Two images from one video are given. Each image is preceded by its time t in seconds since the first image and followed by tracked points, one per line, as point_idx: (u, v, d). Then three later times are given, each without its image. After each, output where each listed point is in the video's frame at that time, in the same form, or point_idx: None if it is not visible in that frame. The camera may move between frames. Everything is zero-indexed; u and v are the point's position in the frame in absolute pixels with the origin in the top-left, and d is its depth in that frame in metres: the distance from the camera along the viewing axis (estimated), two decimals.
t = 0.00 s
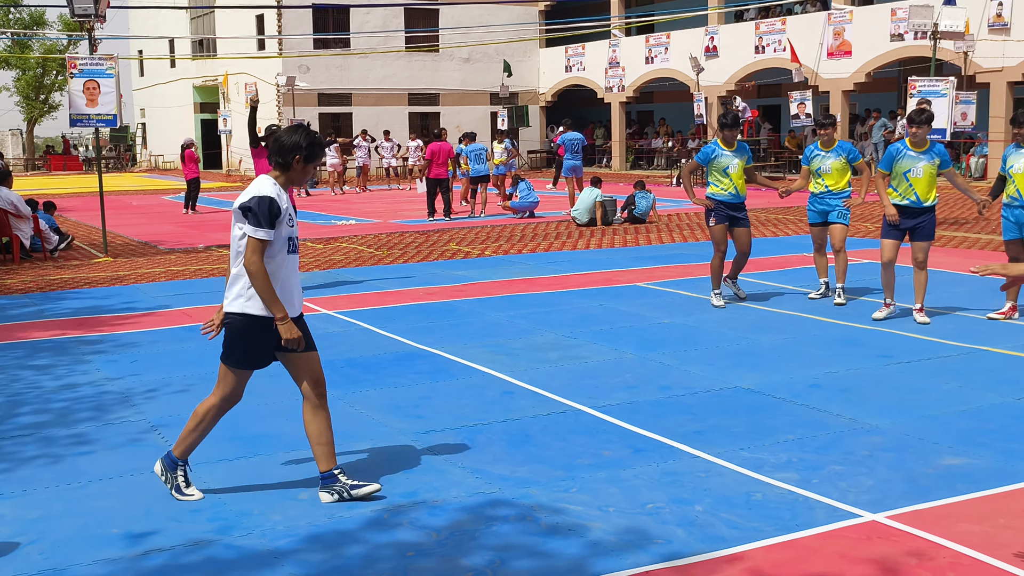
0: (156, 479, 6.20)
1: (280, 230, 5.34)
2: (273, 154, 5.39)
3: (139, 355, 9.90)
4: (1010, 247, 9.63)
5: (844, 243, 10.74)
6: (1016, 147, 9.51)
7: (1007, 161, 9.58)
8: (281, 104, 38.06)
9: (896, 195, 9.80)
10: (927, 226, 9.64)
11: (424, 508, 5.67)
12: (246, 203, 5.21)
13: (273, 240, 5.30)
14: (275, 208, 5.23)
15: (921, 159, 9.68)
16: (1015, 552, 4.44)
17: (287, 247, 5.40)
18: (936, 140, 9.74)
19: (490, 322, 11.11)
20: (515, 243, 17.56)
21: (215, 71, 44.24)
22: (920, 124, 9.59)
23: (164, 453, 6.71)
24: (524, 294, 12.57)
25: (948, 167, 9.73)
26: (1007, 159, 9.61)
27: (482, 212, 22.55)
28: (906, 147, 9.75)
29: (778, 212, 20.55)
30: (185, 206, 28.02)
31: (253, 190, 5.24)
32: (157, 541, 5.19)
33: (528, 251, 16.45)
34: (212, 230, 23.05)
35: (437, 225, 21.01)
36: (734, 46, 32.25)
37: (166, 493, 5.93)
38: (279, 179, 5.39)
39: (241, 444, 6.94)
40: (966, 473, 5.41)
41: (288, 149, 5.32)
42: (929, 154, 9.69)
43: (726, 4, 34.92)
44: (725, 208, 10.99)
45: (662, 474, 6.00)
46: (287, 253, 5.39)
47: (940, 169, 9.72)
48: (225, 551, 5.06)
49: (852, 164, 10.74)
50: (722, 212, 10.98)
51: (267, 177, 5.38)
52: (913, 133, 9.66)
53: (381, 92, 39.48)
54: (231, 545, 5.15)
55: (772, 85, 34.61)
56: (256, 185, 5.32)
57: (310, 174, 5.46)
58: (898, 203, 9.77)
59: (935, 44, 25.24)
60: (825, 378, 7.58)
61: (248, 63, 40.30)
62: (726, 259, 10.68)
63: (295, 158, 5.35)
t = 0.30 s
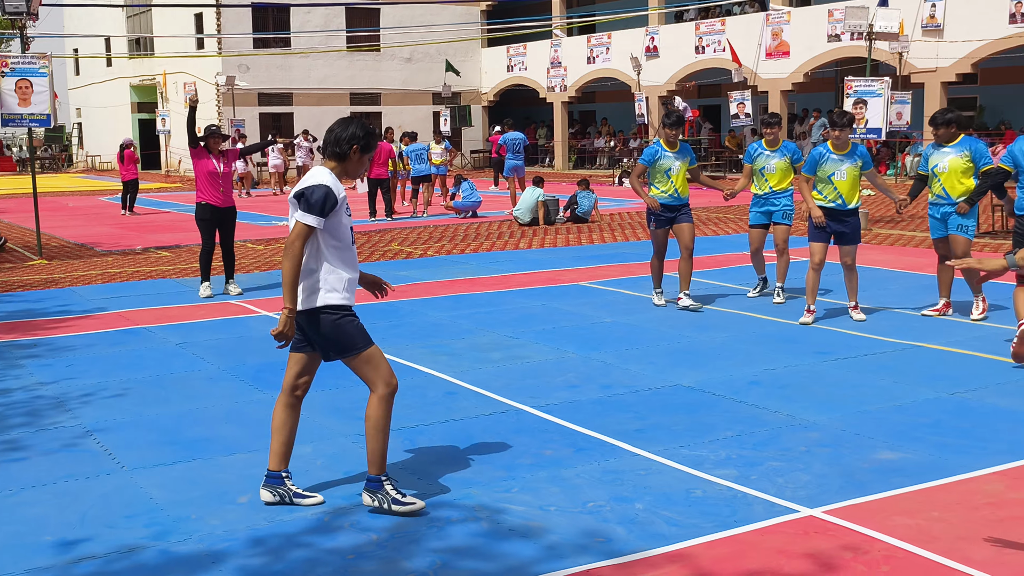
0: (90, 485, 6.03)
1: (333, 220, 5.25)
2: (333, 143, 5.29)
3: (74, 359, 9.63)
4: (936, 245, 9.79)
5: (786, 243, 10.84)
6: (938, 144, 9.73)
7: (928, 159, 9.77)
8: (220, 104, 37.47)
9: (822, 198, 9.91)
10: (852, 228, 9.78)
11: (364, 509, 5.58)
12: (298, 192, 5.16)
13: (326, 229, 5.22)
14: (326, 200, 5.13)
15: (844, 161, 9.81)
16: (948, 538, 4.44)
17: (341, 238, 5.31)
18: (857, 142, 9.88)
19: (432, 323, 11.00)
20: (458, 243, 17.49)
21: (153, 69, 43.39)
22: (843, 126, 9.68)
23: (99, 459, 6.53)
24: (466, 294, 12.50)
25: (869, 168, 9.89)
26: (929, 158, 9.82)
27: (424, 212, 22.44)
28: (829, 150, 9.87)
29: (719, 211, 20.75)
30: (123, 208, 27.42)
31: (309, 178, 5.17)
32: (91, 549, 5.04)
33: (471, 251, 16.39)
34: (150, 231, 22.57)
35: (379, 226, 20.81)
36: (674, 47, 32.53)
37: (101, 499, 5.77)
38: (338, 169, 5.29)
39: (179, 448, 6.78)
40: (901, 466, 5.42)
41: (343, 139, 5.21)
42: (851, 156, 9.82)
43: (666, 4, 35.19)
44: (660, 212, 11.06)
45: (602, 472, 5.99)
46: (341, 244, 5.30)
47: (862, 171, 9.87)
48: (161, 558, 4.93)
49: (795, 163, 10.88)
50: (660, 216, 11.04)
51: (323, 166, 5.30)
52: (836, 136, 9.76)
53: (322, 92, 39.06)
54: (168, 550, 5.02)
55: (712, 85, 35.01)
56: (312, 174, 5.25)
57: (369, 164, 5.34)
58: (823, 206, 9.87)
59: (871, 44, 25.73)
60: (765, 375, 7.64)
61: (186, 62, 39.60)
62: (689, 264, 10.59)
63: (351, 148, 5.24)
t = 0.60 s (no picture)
0: (15, 492, 5.78)
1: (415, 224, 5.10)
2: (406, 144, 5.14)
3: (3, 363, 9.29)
4: (870, 244, 9.81)
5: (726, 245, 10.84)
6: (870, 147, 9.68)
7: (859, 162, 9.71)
8: (160, 103, 36.81)
9: (752, 199, 9.89)
10: (784, 227, 9.77)
11: (300, 514, 5.43)
12: (385, 195, 4.97)
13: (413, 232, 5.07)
14: (416, 203, 4.98)
15: (773, 161, 9.84)
16: (881, 535, 4.42)
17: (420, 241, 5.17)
18: (782, 140, 9.89)
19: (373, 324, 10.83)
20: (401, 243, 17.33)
21: (91, 68, 42.48)
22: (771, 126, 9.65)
23: (27, 466, 6.28)
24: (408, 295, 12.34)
25: (792, 165, 9.98)
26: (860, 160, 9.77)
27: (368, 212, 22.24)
28: (758, 151, 9.85)
29: (662, 210, 20.86)
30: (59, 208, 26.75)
31: (391, 183, 4.99)
32: (13, 560, 4.82)
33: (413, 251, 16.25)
34: (86, 233, 22.02)
35: (320, 226, 20.55)
36: (616, 47, 32.70)
37: (27, 507, 5.54)
38: (414, 171, 5.16)
39: (110, 454, 6.55)
40: (836, 463, 5.40)
41: (429, 142, 5.11)
42: (778, 155, 9.87)
43: (608, 4, 35.35)
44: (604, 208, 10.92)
45: (541, 473, 5.90)
46: (419, 247, 5.16)
47: (787, 169, 9.93)
48: (88, 567, 4.73)
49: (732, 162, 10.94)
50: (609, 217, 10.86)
51: (399, 168, 5.14)
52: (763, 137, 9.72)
53: (264, 91, 38.55)
54: (96, 559, 4.83)
55: (655, 85, 35.27)
56: (391, 175, 5.07)
57: (445, 164, 5.25)
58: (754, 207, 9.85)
59: (810, 45, 26.09)
60: (704, 374, 7.62)
61: (125, 60, 38.82)
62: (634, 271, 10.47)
63: (430, 150, 5.13)
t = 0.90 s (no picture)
0: None
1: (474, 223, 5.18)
2: (447, 148, 5.15)
3: None
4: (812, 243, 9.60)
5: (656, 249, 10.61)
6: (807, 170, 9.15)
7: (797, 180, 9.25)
8: (98, 101, 35.96)
9: (696, 203, 9.56)
10: (721, 232, 9.56)
11: (227, 521, 5.21)
12: (462, 194, 5.00)
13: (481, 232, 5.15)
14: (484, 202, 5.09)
15: (718, 167, 9.54)
16: (812, 535, 4.34)
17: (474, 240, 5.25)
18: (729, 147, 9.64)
19: (311, 326, 10.58)
20: (342, 243, 17.08)
21: (27, 65, 41.39)
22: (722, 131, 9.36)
23: None
24: (347, 296, 12.13)
25: (734, 175, 9.80)
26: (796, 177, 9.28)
27: (309, 212, 21.93)
28: (706, 153, 9.56)
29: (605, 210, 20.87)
30: None
31: (459, 186, 5.04)
32: None
33: (354, 251, 16.02)
34: (19, 233, 21.37)
35: (261, 226, 20.18)
36: (560, 47, 32.72)
37: None
38: (462, 175, 5.22)
39: (32, 461, 6.25)
40: (771, 463, 5.33)
41: (471, 142, 5.14)
42: (722, 162, 9.62)
43: (553, 4, 35.35)
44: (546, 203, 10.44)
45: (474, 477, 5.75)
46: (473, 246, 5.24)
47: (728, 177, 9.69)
48: None
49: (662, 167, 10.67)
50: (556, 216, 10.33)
51: (454, 173, 5.16)
52: (715, 141, 9.41)
53: (206, 90, 37.86)
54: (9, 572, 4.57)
55: (599, 85, 35.36)
56: (453, 179, 5.10)
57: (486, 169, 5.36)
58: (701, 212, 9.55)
59: (751, 46, 26.31)
60: (641, 374, 7.53)
61: (62, 57, 37.86)
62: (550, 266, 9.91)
63: (476, 153, 5.20)
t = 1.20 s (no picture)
0: None
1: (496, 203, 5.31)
2: (464, 133, 5.24)
3: None
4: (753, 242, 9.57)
5: (585, 243, 10.06)
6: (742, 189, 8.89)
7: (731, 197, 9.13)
8: (32, 98, 34.98)
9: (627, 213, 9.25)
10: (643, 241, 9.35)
11: (149, 528, 4.97)
12: (487, 177, 5.12)
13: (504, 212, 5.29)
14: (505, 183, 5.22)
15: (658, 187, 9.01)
16: (742, 534, 4.26)
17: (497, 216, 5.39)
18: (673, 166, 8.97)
19: (246, 326, 10.28)
20: (281, 242, 16.79)
21: None
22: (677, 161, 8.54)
23: None
24: (284, 296, 11.87)
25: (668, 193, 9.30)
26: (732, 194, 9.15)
27: (248, 211, 21.57)
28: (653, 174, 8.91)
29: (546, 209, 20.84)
30: None
31: (481, 172, 5.16)
32: None
33: (293, 251, 15.75)
34: None
35: (198, 224, 19.78)
36: (503, 45, 32.70)
37: None
38: (479, 155, 5.33)
39: None
40: (703, 462, 5.24)
41: (488, 125, 5.23)
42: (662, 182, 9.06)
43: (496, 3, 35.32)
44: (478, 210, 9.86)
45: (405, 480, 5.57)
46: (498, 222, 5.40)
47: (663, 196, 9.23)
48: None
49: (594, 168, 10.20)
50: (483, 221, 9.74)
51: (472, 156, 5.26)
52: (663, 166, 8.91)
53: (144, 86, 37.03)
54: None
55: (543, 84, 35.39)
56: (474, 162, 5.21)
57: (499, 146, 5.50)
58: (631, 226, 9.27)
59: (692, 45, 26.52)
60: (578, 374, 7.42)
61: None
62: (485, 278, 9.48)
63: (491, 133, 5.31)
